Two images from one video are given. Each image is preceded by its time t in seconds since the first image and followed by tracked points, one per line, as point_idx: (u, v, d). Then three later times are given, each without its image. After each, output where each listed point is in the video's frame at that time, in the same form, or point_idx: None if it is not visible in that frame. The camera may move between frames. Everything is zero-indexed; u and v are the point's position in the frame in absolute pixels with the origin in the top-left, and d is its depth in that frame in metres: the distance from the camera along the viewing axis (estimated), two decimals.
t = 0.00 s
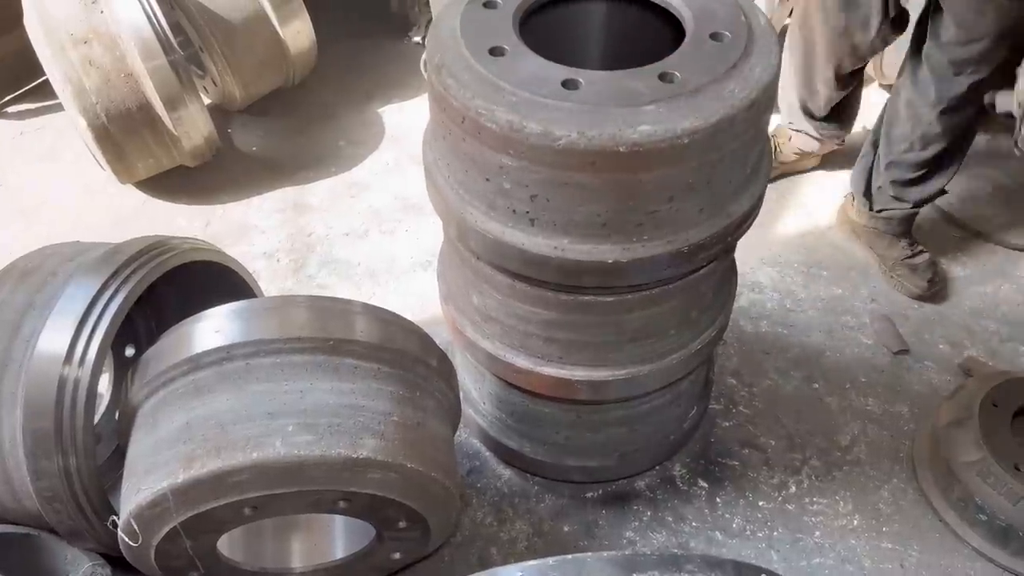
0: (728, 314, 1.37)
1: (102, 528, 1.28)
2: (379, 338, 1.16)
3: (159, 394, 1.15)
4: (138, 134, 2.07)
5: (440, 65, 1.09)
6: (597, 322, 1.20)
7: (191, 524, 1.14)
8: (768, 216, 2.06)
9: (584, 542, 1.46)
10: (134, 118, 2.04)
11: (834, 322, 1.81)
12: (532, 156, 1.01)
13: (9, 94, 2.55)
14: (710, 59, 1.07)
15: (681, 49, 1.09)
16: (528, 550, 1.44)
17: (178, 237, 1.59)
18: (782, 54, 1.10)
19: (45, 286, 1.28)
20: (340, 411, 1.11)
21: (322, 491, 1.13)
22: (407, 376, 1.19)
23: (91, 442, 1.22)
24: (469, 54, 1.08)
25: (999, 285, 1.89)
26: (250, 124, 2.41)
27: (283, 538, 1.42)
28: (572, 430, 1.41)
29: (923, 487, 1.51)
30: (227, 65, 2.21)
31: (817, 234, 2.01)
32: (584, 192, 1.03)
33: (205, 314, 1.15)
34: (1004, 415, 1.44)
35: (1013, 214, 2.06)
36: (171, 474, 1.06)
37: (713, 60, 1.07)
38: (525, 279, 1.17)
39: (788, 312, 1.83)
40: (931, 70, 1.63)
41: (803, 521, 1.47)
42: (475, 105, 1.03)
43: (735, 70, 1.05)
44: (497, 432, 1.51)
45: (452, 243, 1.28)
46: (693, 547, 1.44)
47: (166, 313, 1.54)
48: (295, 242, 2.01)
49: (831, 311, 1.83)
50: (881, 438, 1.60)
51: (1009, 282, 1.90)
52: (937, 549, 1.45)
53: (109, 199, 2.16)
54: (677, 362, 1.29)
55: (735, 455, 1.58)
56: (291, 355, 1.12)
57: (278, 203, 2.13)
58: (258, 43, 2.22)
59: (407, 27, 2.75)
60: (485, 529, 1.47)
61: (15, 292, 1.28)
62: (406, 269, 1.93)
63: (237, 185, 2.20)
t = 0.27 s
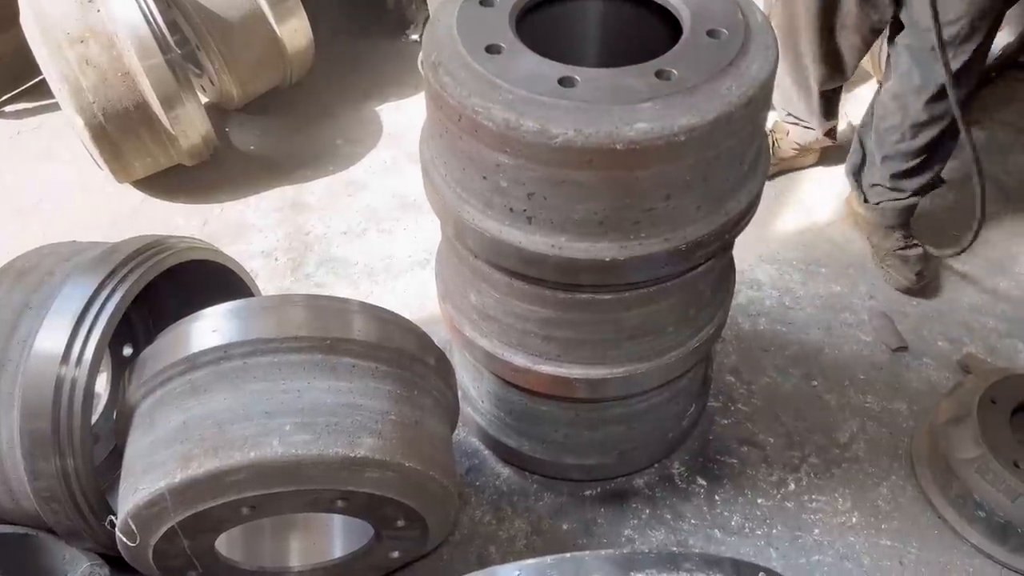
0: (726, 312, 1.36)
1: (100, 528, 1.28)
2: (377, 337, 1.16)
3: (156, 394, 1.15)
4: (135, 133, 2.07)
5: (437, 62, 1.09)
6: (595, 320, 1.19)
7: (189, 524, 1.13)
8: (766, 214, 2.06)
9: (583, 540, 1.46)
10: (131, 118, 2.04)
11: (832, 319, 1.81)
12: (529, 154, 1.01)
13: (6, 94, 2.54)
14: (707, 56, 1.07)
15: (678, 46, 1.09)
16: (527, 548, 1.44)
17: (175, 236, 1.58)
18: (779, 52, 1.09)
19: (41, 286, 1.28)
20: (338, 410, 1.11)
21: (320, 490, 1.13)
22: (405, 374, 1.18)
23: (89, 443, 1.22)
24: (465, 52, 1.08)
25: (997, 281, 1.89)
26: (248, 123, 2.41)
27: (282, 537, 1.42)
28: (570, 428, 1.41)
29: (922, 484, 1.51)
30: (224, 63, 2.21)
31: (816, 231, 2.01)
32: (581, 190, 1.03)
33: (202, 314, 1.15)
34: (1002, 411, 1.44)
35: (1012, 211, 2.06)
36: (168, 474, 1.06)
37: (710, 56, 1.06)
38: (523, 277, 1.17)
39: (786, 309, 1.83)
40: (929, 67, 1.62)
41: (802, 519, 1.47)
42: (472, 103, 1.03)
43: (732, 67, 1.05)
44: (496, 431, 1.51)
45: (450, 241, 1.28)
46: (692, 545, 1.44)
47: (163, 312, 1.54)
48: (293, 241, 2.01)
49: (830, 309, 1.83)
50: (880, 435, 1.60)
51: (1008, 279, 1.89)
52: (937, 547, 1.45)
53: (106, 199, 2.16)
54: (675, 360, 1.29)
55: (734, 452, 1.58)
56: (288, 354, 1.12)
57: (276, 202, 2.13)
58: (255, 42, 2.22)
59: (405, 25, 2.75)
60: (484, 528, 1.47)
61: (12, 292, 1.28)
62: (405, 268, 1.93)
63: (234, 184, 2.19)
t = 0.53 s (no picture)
0: (726, 310, 1.37)
1: (101, 528, 1.28)
2: (377, 336, 1.16)
3: (156, 394, 1.15)
4: (135, 133, 2.07)
5: (436, 62, 1.09)
6: (594, 318, 1.20)
7: (190, 523, 1.14)
8: (766, 212, 2.06)
9: (583, 539, 1.46)
10: (131, 118, 2.04)
11: (832, 317, 1.81)
12: (529, 154, 1.01)
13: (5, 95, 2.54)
14: (706, 54, 1.07)
15: (676, 45, 1.09)
16: (527, 547, 1.44)
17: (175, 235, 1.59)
18: (777, 50, 1.09)
19: (42, 286, 1.28)
20: (338, 409, 1.11)
21: (320, 490, 1.13)
22: (405, 374, 1.19)
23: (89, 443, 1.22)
24: (464, 51, 1.08)
25: (997, 279, 1.89)
26: (247, 123, 2.41)
27: (282, 537, 1.42)
28: (570, 427, 1.41)
29: (922, 481, 1.51)
30: (224, 64, 2.21)
31: (815, 229, 2.01)
32: (580, 189, 1.03)
33: (202, 314, 1.15)
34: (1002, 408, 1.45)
35: (1012, 208, 2.06)
36: (169, 474, 1.07)
37: (709, 55, 1.07)
38: (522, 276, 1.17)
39: (786, 307, 1.83)
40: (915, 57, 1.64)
41: (802, 516, 1.48)
42: (471, 102, 1.03)
43: (731, 65, 1.05)
44: (496, 430, 1.51)
45: (449, 241, 1.28)
46: (692, 543, 1.44)
47: (164, 312, 1.54)
48: (293, 241, 2.01)
49: (830, 306, 1.83)
50: (880, 433, 1.60)
51: (1007, 276, 1.89)
52: (937, 544, 1.45)
53: (106, 199, 2.16)
54: (675, 359, 1.29)
55: (734, 450, 1.58)
56: (288, 354, 1.12)
57: (276, 201, 2.13)
58: (254, 42, 2.22)
59: (404, 25, 2.75)
60: (484, 527, 1.47)
61: (12, 293, 1.28)
62: (405, 267, 1.93)
63: (234, 184, 2.19)
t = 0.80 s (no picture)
0: (725, 310, 1.37)
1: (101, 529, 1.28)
2: (377, 336, 1.16)
3: (157, 394, 1.15)
4: (135, 135, 2.07)
5: (435, 62, 1.09)
6: (594, 318, 1.20)
7: (191, 524, 1.14)
8: (765, 212, 2.06)
9: (583, 539, 1.46)
10: (130, 119, 2.04)
11: (832, 317, 1.81)
12: (528, 154, 1.02)
13: (5, 97, 2.54)
14: (705, 55, 1.07)
15: (675, 45, 1.09)
16: (527, 547, 1.45)
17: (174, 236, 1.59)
18: (776, 50, 1.10)
19: (42, 286, 1.29)
20: (338, 409, 1.11)
21: (321, 490, 1.13)
22: (405, 374, 1.19)
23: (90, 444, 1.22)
24: (463, 52, 1.08)
25: (996, 278, 1.89)
26: (247, 124, 2.41)
27: (282, 537, 1.43)
28: (570, 427, 1.41)
29: (921, 480, 1.51)
30: (223, 65, 2.21)
31: (815, 229, 2.02)
32: (579, 189, 1.03)
33: (202, 314, 1.15)
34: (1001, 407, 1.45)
35: (1011, 208, 2.06)
36: (169, 474, 1.07)
37: (708, 55, 1.07)
38: (522, 276, 1.17)
39: (786, 307, 1.83)
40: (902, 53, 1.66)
41: (802, 516, 1.48)
42: (470, 102, 1.03)
43: (730, 66, 1.06)
44: (496, 430, 1.52)
45: (449, 241, 1.28)
46: (692, 543, 1.44)
47: (164, 313, 1.55)
48: (293, 242, 2.01)
49: (829, 306, 1.83)
50: (880, 432, 1.61)
51: (1007, 276, 1.90)
52: (937, 544, 1.45)
53: (106, 200, 2.16)
54: (675, 359, 1.29)
55: (733, 450, 1.58)
56: (288, 354, 1.12)
57: (276, 202, 2.13)
58: (254, 43, 2.22)
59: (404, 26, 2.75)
60: (485, 527, 1.47)
61: (12, 294, 1.29)
62: (405, 268, 1.93)
63: (234, 185, 2.20)
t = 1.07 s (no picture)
0: (725, 311, 1.37)
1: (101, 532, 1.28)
2: (376, 338, 1.16)
3: (157, 397, 1.15)
4: (135, 138, 2.07)
5: (434, 64, 1.09)
6: (593, 320, 1.20)
7: (191, 526, 1.14)
8: (764, 213, 2.06)
9: (583, 540, 1.46)
10: (130, 122, 2.04)
11: (831, 318, 1.81)
12: (527, 156, 1.02)
13: (4, 100, 2.54)
14: (705, 56, 1.07)
15: (674, 47, 1.09)
16: (527, 549, 1.45)
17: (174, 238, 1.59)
18: (774, 52, 1.10)
19: (43, 289, 1.29)
20: (338, 411, 1.11)
21: (321, 492, 1.13)
22: (405, 375, 1.19)
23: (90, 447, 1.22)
24: (463, 54, 1.08)
25: (995, 279, 1.89)
26: (247, 127, 2.41)
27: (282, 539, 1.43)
28: (570, 428, 1.41)
29: (921, 481, 1.51)
30: (223, 68, 2.22)
31: (814, 231, 2.02)
32: (578, 191, 1.04)
33: (202, 317, 1.16)
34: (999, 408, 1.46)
35: (1010, 209, 2.07)
36: (169, 476, 1.07)
37: (709, 57, 1.07)
38: (521, 278, 1.17)
39: (785, 308, 1.83)
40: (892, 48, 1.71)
41: (802, 517, 1.48)
42: (469, 104, 1.03)
43: (729, 68, 1.06)
44: (496, 432, 1.52)
45: (448, 243, 1.28)
46: (692, 544, 1.44)
47: (164, 316, 1.55)
48: (293, 244, 2.01)
49: (828, 307, 1.83)
50: (879, 433, 1.61)
51: (1006, 276, 1.90)
52: (937, 545, 1.45)
53: (105, 203, 2.16)
54: (674, 360, 1.29)
55: (733, 452, 1.58)
56: (288, 356, 1.12)
57: (275, 205, 2.13)
58: (253, 46, 2.22)
59: (404, 29, 2.76)
60: (485, 529, 1.47)
61: (12, 296, 1.29)
62: (404, 270, 1.93)
63: (233, 188, 2.20)
